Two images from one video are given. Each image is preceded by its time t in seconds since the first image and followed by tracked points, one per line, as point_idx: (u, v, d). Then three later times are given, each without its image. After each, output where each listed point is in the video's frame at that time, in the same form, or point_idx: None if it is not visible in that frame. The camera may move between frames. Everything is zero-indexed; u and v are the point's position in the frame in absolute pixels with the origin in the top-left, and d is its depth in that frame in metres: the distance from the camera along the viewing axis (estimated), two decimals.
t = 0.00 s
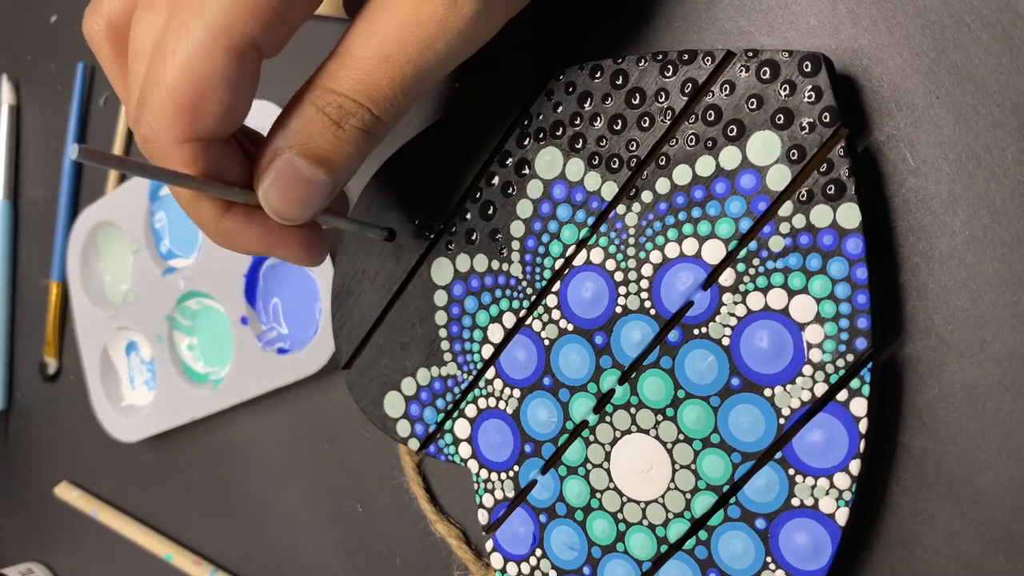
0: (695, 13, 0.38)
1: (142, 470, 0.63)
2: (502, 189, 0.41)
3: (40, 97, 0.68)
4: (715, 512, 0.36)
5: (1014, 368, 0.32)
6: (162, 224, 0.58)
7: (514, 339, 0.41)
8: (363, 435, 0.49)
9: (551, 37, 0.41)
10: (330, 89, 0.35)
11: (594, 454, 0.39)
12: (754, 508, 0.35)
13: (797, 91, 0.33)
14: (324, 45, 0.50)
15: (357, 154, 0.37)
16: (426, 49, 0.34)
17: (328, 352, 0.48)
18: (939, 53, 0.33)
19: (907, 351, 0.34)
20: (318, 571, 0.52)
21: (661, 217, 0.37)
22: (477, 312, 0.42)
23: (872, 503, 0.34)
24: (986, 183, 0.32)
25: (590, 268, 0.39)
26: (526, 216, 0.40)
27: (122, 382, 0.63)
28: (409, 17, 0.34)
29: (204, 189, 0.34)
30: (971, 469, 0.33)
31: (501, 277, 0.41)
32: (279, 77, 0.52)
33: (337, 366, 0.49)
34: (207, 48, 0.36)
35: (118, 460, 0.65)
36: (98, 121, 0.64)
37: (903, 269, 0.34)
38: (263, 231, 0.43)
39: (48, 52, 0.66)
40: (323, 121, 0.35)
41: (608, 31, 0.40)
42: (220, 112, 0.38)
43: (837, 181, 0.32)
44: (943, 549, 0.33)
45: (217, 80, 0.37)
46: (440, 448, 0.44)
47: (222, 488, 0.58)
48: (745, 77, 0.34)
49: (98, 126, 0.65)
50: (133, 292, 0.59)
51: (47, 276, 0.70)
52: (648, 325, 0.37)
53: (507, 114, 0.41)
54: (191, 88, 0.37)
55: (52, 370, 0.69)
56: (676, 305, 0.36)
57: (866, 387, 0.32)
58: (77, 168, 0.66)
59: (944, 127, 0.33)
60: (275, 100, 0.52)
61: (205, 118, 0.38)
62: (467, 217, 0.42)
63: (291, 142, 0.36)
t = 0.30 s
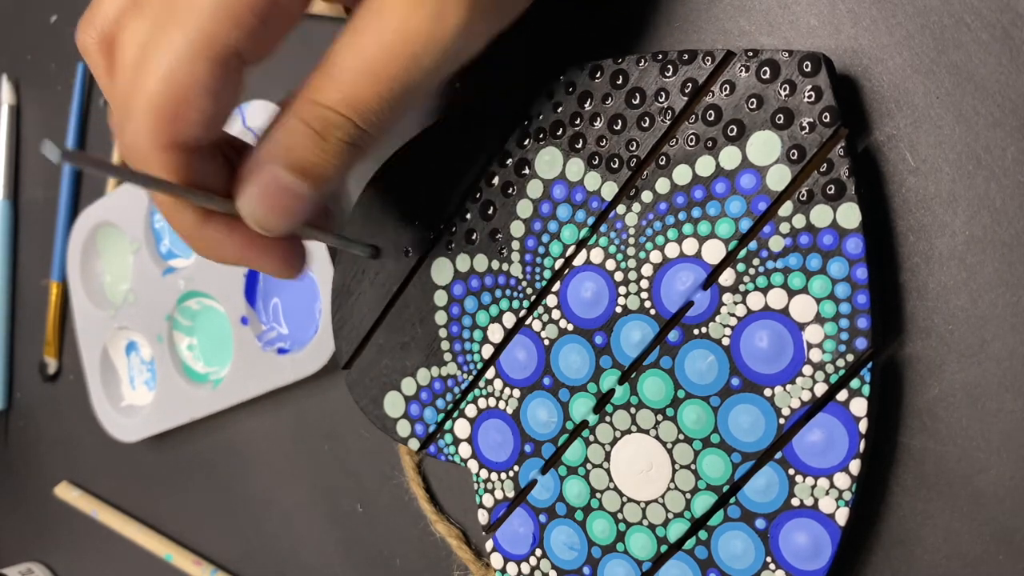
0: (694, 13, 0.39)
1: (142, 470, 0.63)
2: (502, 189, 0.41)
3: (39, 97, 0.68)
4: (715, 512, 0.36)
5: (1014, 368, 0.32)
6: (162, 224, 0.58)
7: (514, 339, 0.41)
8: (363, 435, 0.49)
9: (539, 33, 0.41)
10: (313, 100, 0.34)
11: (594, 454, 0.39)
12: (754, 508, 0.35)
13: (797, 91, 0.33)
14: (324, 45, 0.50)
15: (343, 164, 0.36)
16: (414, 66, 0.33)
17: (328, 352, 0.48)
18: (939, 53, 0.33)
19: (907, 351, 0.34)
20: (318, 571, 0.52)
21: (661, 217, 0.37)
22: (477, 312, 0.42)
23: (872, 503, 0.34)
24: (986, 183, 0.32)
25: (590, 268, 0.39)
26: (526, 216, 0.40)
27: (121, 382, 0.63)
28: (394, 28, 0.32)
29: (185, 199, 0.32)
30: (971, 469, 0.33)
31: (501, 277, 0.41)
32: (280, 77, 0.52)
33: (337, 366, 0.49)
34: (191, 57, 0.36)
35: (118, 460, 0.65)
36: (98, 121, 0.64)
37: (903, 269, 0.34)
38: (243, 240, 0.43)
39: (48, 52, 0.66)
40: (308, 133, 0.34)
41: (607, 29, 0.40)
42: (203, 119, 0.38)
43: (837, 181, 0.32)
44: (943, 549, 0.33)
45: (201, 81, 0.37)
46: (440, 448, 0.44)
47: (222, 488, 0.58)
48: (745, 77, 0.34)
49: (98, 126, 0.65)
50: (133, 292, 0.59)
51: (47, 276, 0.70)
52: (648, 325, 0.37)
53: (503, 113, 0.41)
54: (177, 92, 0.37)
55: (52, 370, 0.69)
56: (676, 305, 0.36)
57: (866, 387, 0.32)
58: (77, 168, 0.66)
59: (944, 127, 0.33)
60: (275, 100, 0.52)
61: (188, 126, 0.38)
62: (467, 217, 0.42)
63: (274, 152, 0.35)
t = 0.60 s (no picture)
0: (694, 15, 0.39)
1: (141, 470, 0.63)
2: (501, 189, 0.41)
3: (40, 98, 0.68)
4: (715, 512, 0.36)
5: (1014, 368, 0.32)
6: (162, 225, 0.58)
7: (514, 339, 0.41)
8: (363, 435, 0.49)
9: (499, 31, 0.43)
10: None
11: (594, 454, 0.39)
12: (754, 508, 0.35)
13: (798, 91, 0.33)
14: (325, 45, 0.50)
15: None
16: None
17: (328, 352, 0.48)
18: (939, 53, 0.33)
19: (907, 351, 0.34)
20: (318, 570, 0.52)
21: (661, 217, 0.37)
22: (477, 312, 0.42)
23: (872, 503, 0.34)
24: (986, 183, 0.32)
25: (590, 268, 0.39)
26: (526, 216, 0.40)
27: (122, 382, 0.63)
28: None
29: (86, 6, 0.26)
30: (971, 469, 0.33)
31: (501, 277, 0.41)
32: (279, 76, 0.52)
33: (337, 366, 0.49)
34: None
35: (117, 460, 0.65)
36: (98, 122, 0.64)
37: (903, 269, 0.34)
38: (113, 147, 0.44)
39: (49, 53, 0.67)
40: None
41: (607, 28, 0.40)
42: None
43: (837, 181, 0.32)
44: (943, 549, 0.33)
45: None
46: (440, 448, 0.44)
47: (222, 487, 0.58)
48: (745, 77, 0.34)
49: (98, 126, 0.65)
50: (134, 292, 0.59)
51: (47, 276, 0.70)
52: (648, 325, 0.37)
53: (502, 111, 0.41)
54: None
55: (52, 370, 0.69)
56: (676, 305, 0.36)
57: (866, 387, 0.32)
58: (77, 169, 0.66)
59: (944, 127, 0.33)
60: (274, 100, 0.52)
61: None
62: (467, 217, 0.42)
63: None
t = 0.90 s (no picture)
0: (693, 15, 0.39)
1: (141, 470, 0.63)
2: (502, 189, 0.41)
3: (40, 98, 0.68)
4: (715, 512, 0.36)
5: (1014, 368, 0.32)
6: (162, 225, 0.58)
7: (514, 339, 0.41)
8: (363, 435, 0.49)
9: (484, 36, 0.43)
10: None
11: (594, 454, 0.39)
12: (754, 508, 0.35)
13: (798, 91, 0.33)
14: (325, 44, 0.50)
15: None
16: None
17: (328, 353, 0.48)
18: (939, 53, 0.33)
19: (907, 351, 0.34)
20: (318, 570, 0.52)
21: (661, 217, 0.37)
22: (477, 312, 0.42)
23: (871, 503, 0.34)
24: (986, 183, 0.32)
25: (590, 268, 0.39)
26: (526, 216, 0.40)
27: (122, 382, 0.63)
28: None
29: None
30: (970, 469, 0.33)
31: (501, 277, 0.41)
32: (279, 76, 0.52)
33: (337, 366, 0.49)
34: None
35: (117, 460, 0.65)
36: (98, 122, 0.64)
37: (903, 269, 0.34)
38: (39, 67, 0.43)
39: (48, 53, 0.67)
40: None
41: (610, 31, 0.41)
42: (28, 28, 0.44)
43: (837, 181, 0.32)
44: (943, 549, 0.33)
45: None
46: (440, 448, 0.44)
47: (222, 488, 0.58)
48: (745, 77, 0.34)
49: (98, 126, 0.65)
50: (134, 292, 0.59)
51: (47, 276, 0.70)
52: (648, 325, 0.37)
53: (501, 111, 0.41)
54: None
55: (52, 370, 0.69)
56: (676, 305, 0.36)
57: (866, 387, 0.32)
58: (77, 169, 0.66)
59: (944, 127, 0.33)
60: (274, 100, 0.52)
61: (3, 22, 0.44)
62: (467, 217, 0.42)
63: None
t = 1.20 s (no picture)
0: (693, 15, 0.39)
1: (142, 470, 0.63)
2: (502, 189, 0.41)
3: (40, 97, 0.68)
4: (715, 512, 0.36)
5: (1014, 368, 0.32)
6: (162, 224, 0.58)
7: (514, 339, 0.41)
8: (363, 434, 0.49)
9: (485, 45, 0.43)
10: None
11: (594, 454, 0.39)
12: (754, 508, 0.35)
13: (798, 91, 0.33)
14: (324, 44, 0.50)
15: None
16: None
17: (328, 352, 0.48)
18: (939, 53, 0.33)
19: (907, 351, 0.34)
20: (318, 570, 0.52)
21: (661, 217, 0.37)
22: (477, 312, 0.42)
23: (872, 502, 0.34)
24: (986, 183, 0.32)
25: (590, 268, 0.39)
26: (526, 216, 0.40)
27: (122, 382, 0.63)
28: None
29: None
30: (971, 469, 0.33)
31: (501, 277, 0.41)
32: (279, 76, 0.52)
33: (337, 366, 0.49)
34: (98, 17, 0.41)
35: (117, 460, 0.65)
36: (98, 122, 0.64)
37: (903, 269, 0.34)
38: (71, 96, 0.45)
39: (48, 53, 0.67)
40: None
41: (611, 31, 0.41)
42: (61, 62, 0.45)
43: (837, 181, 0.32)
44: (943, 549, 0.33)
45: (115, 28, 0.41)
46: (440, 448, 0.44)
47: (222, 487, 0.58)
48: (746, 77, 0.34)
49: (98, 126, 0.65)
50: (134, 292, 0.59)
51: (47, 276, 0.70)
52: (648, 325, 0.37)
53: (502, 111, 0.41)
54: (122, 38, 0.41)
55: (52, 370, 0.69)
56: (676, 305, 0.36)
57: (866, 387, 0.32)
58: (77, 169, 0.66)
59: (944, 127, 0.33)
60: (275, 100, 0.52)
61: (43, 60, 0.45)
62: (467, 217, 0.42)
63: None
